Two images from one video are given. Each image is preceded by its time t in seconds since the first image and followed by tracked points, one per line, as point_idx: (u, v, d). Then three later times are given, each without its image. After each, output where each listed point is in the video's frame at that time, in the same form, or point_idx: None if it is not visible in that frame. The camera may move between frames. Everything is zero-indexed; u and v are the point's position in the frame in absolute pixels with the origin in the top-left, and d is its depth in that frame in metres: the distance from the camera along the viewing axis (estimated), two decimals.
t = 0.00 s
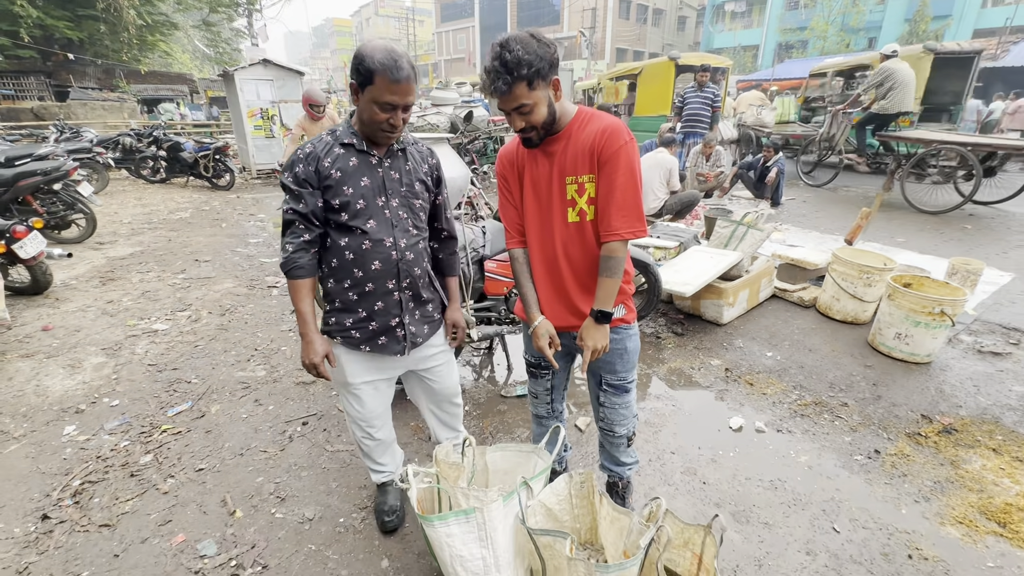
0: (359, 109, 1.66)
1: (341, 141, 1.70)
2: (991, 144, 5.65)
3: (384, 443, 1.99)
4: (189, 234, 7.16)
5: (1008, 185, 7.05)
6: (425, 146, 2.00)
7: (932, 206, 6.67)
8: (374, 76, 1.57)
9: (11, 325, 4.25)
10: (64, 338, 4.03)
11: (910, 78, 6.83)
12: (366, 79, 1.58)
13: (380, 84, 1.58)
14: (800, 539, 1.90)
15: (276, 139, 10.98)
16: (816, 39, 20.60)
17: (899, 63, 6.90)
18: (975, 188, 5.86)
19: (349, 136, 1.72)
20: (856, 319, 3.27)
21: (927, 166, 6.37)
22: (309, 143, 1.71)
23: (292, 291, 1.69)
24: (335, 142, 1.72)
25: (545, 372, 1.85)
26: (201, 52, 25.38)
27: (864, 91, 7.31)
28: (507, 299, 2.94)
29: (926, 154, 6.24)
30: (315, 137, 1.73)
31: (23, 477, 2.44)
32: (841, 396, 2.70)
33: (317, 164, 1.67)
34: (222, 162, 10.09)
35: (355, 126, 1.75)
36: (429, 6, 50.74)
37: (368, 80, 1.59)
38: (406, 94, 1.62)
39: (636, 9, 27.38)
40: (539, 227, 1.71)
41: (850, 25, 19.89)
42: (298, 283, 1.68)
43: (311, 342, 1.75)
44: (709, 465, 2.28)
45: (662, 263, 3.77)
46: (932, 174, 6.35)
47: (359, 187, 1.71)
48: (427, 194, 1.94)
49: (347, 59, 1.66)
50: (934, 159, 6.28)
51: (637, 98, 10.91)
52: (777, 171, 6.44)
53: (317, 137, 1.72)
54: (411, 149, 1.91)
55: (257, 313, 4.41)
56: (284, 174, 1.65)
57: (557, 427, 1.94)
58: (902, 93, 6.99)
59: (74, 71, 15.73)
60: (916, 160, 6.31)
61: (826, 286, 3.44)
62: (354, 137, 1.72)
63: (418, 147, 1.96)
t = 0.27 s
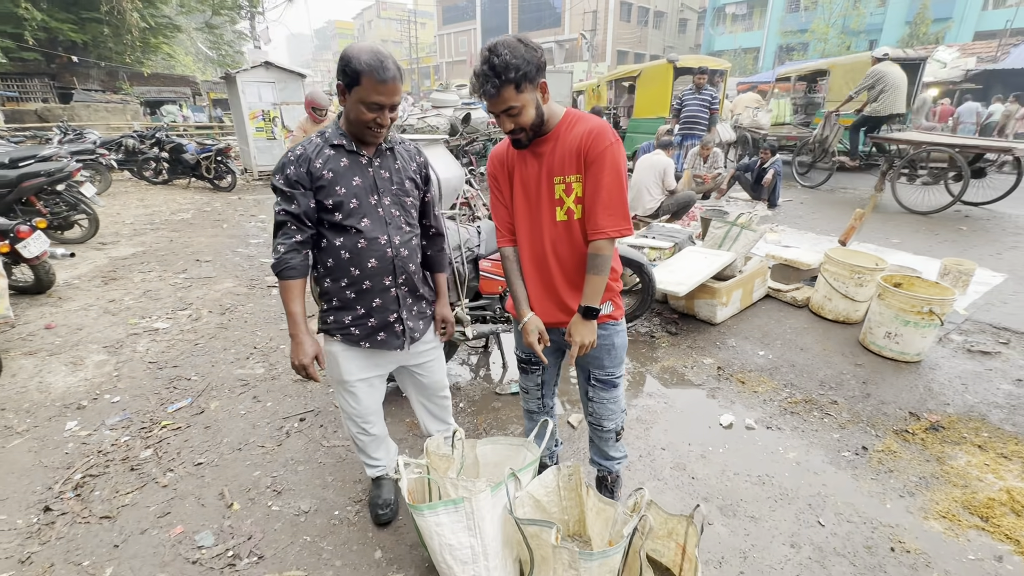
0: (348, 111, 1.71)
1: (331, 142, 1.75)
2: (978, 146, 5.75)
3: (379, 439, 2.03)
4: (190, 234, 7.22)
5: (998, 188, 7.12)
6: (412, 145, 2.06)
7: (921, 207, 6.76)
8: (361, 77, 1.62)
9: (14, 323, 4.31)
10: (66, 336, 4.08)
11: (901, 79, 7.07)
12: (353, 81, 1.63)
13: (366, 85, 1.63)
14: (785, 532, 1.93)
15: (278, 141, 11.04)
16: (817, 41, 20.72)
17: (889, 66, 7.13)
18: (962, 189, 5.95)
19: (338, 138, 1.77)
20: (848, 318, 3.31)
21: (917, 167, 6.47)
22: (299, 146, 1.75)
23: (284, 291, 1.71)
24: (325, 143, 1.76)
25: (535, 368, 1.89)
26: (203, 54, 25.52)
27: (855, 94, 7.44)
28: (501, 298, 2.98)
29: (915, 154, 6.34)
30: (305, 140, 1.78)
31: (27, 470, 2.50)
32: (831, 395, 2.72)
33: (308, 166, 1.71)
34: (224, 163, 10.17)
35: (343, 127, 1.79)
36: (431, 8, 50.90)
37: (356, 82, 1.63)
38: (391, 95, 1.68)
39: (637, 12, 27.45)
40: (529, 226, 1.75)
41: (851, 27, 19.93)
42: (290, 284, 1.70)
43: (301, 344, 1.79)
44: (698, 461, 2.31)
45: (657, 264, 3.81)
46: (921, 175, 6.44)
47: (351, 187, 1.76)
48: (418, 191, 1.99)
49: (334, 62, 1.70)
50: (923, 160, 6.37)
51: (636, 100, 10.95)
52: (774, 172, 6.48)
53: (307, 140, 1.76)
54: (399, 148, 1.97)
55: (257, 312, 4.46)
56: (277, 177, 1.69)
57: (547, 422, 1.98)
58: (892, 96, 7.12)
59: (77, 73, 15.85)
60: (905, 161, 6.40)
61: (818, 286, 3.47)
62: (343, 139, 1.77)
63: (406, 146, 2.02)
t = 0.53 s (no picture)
0: (346, 119, 1.74)
1: (333, 149, 1.78)
2: (966, 152, 5.83)
3: (377, 439, 2.06)
4: (193, 238, 7.30)
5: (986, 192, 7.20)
6: (409, 147, 2.11)
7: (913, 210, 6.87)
8: (359, 86, 1.65)
9: (18, 323, 4.38)
10: (69, 337, 4.15)
11: (891, 87, 7.04)
12: (353, 89, 1.66)
13: (362, 93, 1.66)
14: (770, 534, 1.91)
15: (282, 146, 11.15)
16: (819, 47, 20.84)
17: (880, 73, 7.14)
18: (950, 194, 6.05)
19: (340, 145, 1.79)
20: (841, 323, 3.32)
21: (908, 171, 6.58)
22: (301, 154, 1.76)
23: (295, 294, 1.74)
24: (327, 150, 1.79)
25: (523, 370, 1.92)
26: (210, 59, 25.82)
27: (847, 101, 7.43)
28: (495, 301, 3.01)
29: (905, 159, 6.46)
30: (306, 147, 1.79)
31: (27, 468, 2.55)
32: (821, 398, 2.69)
33: (312, 173, 1.73)
34: (228, 167, 10.27)
35: (344, 134, 1.82)
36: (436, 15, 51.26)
37: (354, 90, 1.67)
38: (388, 102, 1.71)
39: (640, 18, 27.56)
40: (516, 231, 1.79)
41: (854, 33, 19.92)
42: (300, 287, 1.73)
43: (317, 344, 1.80)
44: (686, 463, 2.29)
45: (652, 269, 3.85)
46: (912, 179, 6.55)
47: (356, 192, 1.80)
48: (417, 192, 2.04)
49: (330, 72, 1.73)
50: (914, 164, 6.47)
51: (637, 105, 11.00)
52: (772, 178, 6.52)
53: (309, 148, 1.78)
54: (396, 151, 2.01)
55: (257, 314, 4.51)
56: (282, 186, 1.71)
57: (535, 423, 2.00)
58: (885, 102, 7.11)
59: (86, 78, 16.08)
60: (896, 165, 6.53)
61: (812, 291, 3.49)
62: (344, 145, 1.80)
63: (403, 148, 2.06)
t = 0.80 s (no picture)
0: (358, 123, 1.76)
1: (347, 154, 1.80)
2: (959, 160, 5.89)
3: (381, 441, 2.06)
4: (198, 243, 7.35)
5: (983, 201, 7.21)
6: (423, 150, 2.11)
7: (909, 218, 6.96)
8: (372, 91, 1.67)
9: (24, 326, 4.41)
10: (73, 341, 4.17)
11: (885, 96, 7.16)
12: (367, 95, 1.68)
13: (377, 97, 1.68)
14: (769, 543, 1.89)
15: (287, 152, 11.23)
16: (824, 56, 20.26)
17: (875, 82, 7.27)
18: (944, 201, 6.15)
19: (353, 149, 1.81)
20: (843, 331, 3.30)
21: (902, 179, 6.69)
22: (315, 158, 1.79)
23: (305, 291, 1.77)
24: (341, 154, 1.81)
25: (521, 375, 1.92)
26: (218, 67, 26.14)
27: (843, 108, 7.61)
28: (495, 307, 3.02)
29: (900, 167, 6.57)
30: (321, 151, 1.82)
31: (28, 470, 2.56)
32: (823, 407, 2.67)
33: (326, 176, 1.76)
34: (234, 174, 10.35)
35: (358, 138, 1.84)
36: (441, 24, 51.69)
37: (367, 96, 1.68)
38: (400, 107, 1.72)
39: (645, 27, 27.69)
40: (514, 237, 1.79)
41: (858, 42, 19.92)
42: (310, 285, 1.75)
43: (328, 340, 1.84)
44: (685, 471, 2.28)
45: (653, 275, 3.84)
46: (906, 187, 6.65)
47: (368, 195, 1.81)
48: (430, 194, 2.05)
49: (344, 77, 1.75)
50: (909, 173, 6.58)
51: (640, 113, 11.03)
52: (775, 186, 6.51)
53: (323, 152, 1.80)
54: (410, 154, 2.02)
55: (259, 319, 4.53)
56: (296, 189, 1.73)
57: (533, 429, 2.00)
58: (879, 109, 7.21)
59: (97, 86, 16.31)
60: (890, 173, 6.65)
61: (814, 298, 3.47)
62: (357, 149, 1.81)
63: (417, 151, 2.07)
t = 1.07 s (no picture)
0: (372, 131, 1.75)
1: (360, 161, 1.78)
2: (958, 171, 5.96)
3: (386, 453, 2.01)
4: (204, 250, 7.36)
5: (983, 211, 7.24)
6: (438, 157, 2.09)
7: (907, 228, 7.03)
8: (387, 99, 1.65)
9: (27, 333, 4.40)
10: (76, 347, 4.16)
11: (883, 107, 7.22)
12: (382, 103, 1.66)
13: (393, 106, 1.66)
14: (783, 565, 1.82)
15: (294, 160, 11.29)
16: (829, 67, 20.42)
17: (873, 95, 7.34)
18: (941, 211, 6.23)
19: (366, 156, 1.79)
20: (854, 344, 3.24)
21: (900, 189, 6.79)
22: (328, 165, 1.78)
23: (293, 291, 1.78)
24: (354, 162, 1.80)
25: (527, 389, 1.88)
26: (227, 76, 26.44)
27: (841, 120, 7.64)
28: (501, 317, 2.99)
29: (899, 176, 6.69)
30: (334, 159, 1.81)
31: (26, 479, 2.53)
32: (836, 423, 2.61)
33: (337, 185, 1.75)
34: (241, 181, 10.40)
35: (371, 146, 1.82)
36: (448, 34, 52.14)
37: (382, 104, 1.67)
38: (415, 115, 1.70)
39: (650, 38, 27.83)
40: (522, 248, 1.76)
41: (863, 54, 19.87)
42: (298, 285, 1.76)
43: (312, 340, 1.82)
44: (695, 488, 2.22)
45: (660, 286, 3.80)
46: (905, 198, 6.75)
47: (380, 204, 1.79)
48: (443, 202, 2.02)
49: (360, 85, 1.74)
50: (908, 182, 6.69)
51: (646, 123, 11.04)
52: (783, 196, 6.46)
53: (336, 159, 1.80)
54: (426, 161, 1.99)
55: (263, 327, 4.50)
56: (305, 196, 1.73)
57: (539, 443, 1.95)
58: (876, 121, 7.27)
59: (108, 94, 16.52)
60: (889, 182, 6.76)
61: (825, 311, 3.41)
62: (370, 157, 1.80)
63: (433, 158, 2.04)
